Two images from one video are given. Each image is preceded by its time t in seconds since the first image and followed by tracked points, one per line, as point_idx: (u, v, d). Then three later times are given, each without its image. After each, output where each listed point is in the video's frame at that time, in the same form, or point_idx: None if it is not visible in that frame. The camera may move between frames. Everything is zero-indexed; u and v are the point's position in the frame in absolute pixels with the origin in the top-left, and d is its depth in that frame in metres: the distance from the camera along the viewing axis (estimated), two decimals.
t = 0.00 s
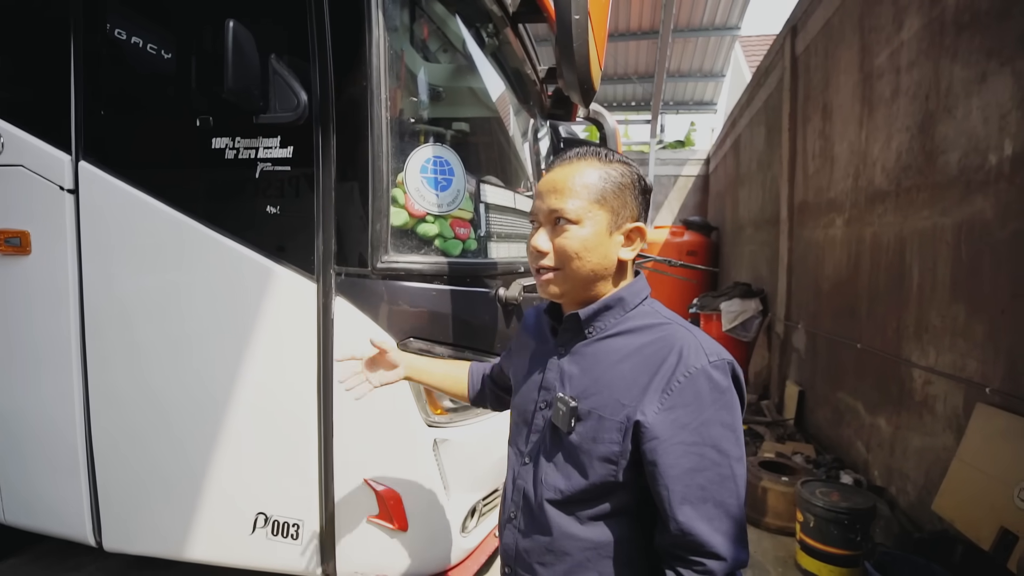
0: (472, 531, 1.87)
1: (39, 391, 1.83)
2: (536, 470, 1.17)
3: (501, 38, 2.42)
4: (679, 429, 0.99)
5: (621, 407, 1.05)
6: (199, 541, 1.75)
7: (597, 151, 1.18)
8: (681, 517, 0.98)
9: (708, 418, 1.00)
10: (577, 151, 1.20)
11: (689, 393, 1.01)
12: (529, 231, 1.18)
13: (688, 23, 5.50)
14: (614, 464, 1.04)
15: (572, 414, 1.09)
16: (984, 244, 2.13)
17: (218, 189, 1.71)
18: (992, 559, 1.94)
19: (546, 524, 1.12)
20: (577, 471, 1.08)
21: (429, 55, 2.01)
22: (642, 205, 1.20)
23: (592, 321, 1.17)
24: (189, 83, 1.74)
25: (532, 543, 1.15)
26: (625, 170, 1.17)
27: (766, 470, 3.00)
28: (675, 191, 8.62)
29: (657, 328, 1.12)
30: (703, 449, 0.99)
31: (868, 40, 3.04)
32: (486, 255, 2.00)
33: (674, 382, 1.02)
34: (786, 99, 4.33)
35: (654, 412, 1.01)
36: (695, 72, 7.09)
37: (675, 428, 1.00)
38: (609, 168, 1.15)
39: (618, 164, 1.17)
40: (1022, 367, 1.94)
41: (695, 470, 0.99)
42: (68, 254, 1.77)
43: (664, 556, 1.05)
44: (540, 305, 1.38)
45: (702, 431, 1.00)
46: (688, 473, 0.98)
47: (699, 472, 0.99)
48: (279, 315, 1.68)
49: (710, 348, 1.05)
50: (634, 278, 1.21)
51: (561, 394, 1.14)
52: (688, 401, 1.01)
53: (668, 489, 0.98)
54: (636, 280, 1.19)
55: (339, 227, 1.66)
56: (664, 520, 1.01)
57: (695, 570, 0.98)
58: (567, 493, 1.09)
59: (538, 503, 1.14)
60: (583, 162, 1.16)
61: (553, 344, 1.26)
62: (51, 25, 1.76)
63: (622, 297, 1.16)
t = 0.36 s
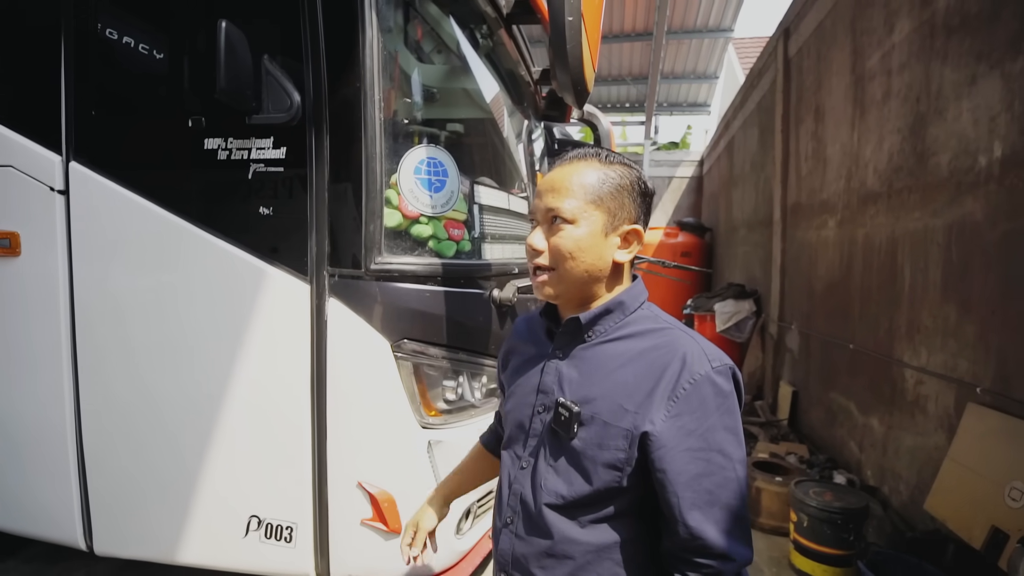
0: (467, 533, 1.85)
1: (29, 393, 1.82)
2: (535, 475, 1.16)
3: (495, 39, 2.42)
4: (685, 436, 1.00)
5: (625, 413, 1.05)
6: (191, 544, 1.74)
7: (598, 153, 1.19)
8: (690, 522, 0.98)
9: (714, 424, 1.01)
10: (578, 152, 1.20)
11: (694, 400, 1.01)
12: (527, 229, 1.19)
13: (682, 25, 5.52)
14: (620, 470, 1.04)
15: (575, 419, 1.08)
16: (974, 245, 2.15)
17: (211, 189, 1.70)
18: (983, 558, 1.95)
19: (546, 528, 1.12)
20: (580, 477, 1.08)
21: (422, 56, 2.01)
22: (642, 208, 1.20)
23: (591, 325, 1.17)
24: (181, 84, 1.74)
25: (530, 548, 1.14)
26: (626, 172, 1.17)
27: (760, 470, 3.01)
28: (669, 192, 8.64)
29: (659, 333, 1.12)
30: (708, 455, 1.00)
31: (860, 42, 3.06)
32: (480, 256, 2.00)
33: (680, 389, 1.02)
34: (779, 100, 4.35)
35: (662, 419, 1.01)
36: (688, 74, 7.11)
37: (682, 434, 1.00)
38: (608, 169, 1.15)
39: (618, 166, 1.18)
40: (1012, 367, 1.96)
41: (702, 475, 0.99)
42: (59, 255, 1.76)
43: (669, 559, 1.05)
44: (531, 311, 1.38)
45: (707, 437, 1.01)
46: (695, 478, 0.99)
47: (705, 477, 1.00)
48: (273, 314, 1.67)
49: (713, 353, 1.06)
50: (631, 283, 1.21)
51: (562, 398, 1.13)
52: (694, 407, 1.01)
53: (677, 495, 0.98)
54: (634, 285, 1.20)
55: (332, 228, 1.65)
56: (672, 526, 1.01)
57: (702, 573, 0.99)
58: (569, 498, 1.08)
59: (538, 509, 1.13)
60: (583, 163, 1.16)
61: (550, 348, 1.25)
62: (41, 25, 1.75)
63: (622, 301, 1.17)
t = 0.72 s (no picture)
0: (466, 531, 1.85)
1: (27, 393, 1.81)
2: (529, 472, 1.16)
3: (493, 39, 2.42)
4: (675, 433, 1.00)
5: (616, 410, 1.05)
6: (190, 544, 1.74)
7: (590, 152, 1.19)
8: (678, 518, 0.98)
9: (704, 421, 1.01)
10: (570, 151, 1.21)
11: (684, 397, 1.01)
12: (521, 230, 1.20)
13: (680, 25, 5.52)
14: (611, 467, 1.04)
15: (567, 416, 1.09)
16: (971, 243, 2.15)
17: (209, 190, 1.70)
18: (980, 555, 1.96)
19: (539, 525, 1.12)
20: (572, 474, 1.08)
21: (421, 56, 2.01)
22: (635, 206, 1.20)
23: (585, 323, 1.17)
24: (179, 84, 1.73)
25: (525, 545, 1.15)
26: (616, 170, 1.18)
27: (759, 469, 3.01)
28: (668, 191, 8.64)
29: (651, 331, 1.12)
30: (698, 452, 1.00)
31: (857, 42, 3.06)
32: (478, 256, 2.00)
33: (670, 385, 1.02)
34: (777, 100, 4.35)
35: (651, 416, 1.01)
36: (687, 73, 7.12)
37: (672, 431, 1.00)
38: (599, 168, 1.16)
39: (609, 164, 1.18)
40: (1009, 365, 1.96)
41: (691, 472, 0.99)
42: (57, 256, 1.76)
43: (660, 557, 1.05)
44: (531, 315, 1.40)
45: (698, 434, 1.00)
46: (684, 475, 0.99)
47: (695, 474, 1.00)
48: (271, 313, 1.67)
49: (705, 351, 1.06)
50: (626, 281, 1.21)
51: (555, 396, 1.14)
52: (684, 404, 1.01)
53: (665, 491, 0.98)
54: (628, 282, 1.20)
55: (331, 227, 1.65)
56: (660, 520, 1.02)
57: (692, 570, 0.99)
58: (561, 495, 1.09)
59: (531, 506, 1.14)
60: (574, 162, 1.17)
61: (546, 346, 1.26)
62: (38, 25, 1.75)
63: (616, 299, 1.17)
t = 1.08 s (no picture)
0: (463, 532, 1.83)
1: (22, 393, 1.80)
2: (521, 474, 1.16)
3: (490, 37, 2.41)
4: (665, 438, 1.00)
5: (607, 414, 1.05)
6: (185, 544, 1.73)
7: (584, 150, 1.19)
8: (665, 526, 0.98)
9: (695, 427, 1.00)
10: (565, 149, 1.21)
11: (676, 402, 1.01)
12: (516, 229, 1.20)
13: (677, 24, 5.52)
14: (600, 470, 1.04)
15: (558, 418, 1.09)
16: (968, 243, 2.16)
17: (205, 188, 1.69)
18: (976, 554, 1.96)
19: (531, 525, 1.12)
20: (562, 476, 1.08)
21: (418, 54, 2.01)
22: (631, 204, 1.19)
23: (579, 325, 1.17)
24: (175, 81, 1.72)
25: (517, 545, 1.14)
26: (611, 168, 1.17)
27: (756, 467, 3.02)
28: (665, 190, 8.65)
29: (646, 334, 1.12)
30: (688, 458, 1.00)
31: (854, 41, 3.07)
32: (475, 254, 2.00)
33: (662, 390, 1.02)
34: (774, 99, 4.36)
35: (641, 420, 1.01)
36: (684, 72, 7.12)
37: (662, 436, 1.00)
38: (593, 166, 1.15)
39: (603, 161, 1.17)
40: (1005, 364, 1.97)
41: (680, 479, 0.99)
42: (51, 254, 1.75)
43: (651, 562, 1.05)
44: (528, 314, 1.39)
45: (688, 440, 1.00)
46: (673, 482, 0.99)
47: (683, 482, 0.99)
48: (268, 312, 1.66)
49: (699, 356, 1.06)
50: (624, 281, 1.21)
51: (547, 398, 1.14)
52: (675, 409, 1.01)
53: (653, 498, 0.98)
54: (625, 283, 1.20)
55: (327, 226, 1.65)
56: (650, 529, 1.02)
57: None
58: (551, 497, 1.09)
59: (523, 507, 1.14)
60: (569, 160, 1.16)
61: (541, 347, 1.26)
62: (32, 22, 1.74)
63: (611, 301, 1.17)
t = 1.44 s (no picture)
0: (461, 533, 1.82)
1: (18, 391, 1.79)
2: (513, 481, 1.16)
3: (491, 36, 2.40)
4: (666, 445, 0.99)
5: (606, 421, 1.04)
6: (182, 545, 1.72)
7: (592, 150, 1.18)
8: (670, 533, 0.99)
9: (695, 431, 1.00)
10: (569, 147, 1.19)
11: (676, 407, 1.01)
12: (526, 229, 1.14)
13: (678, 25, 5.51)
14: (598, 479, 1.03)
15: (555, 426, 1.08)
16: (968, 246, 2.16)
17: (204, 186, 1.68)
18: (975, 557, 1.96)
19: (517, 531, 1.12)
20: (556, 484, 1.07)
21: (419, 53, 2.00)
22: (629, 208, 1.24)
23: (574, 328, 1.17)
24: (174, 78, 1.71)
25: (503, 553, 1.14)
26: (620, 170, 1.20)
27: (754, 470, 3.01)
28: (664, 191, 8.64)
29: (642, 337, 1.11)
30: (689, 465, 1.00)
31: (855, 43, 3.06)
32: (476, 255, 1.99)
33: (661, 397, 1.01)
34: (775, 101, 4.36)
35: (642, 428, 1.00)
36: (684, 73, 7.12)
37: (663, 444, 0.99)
38: (608, 167, 1.16)
39: (612, 163, 1.19)
40: (1005, 368, 1.96)
41: (683, 486, 0.99)
42: (48, 252, 1.74)
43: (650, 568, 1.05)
44: (518, 317, 1.39)
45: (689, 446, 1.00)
46: (676, 489, 0.99)
47: (687, 488, 1.00)
48: (266, 312, 1.65)
49: (697, 359, 1.05)
50: (618, 283, 1.21)
51: (542, 404, 1.13)
52: (675, 415, 1.01)
53: (657, 505, 0.99)
54: (619, 285, 1.20)
55: (327, 225, 1.64)
56: (654, 536, 1.02)
57: None
58: (545, 505, 1.08)
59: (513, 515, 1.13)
60: (584, 159, 1.15)
61: (533, 351, 1.25)
62: (31, 17, 1.73)
63: (605, 303, 1.16)
